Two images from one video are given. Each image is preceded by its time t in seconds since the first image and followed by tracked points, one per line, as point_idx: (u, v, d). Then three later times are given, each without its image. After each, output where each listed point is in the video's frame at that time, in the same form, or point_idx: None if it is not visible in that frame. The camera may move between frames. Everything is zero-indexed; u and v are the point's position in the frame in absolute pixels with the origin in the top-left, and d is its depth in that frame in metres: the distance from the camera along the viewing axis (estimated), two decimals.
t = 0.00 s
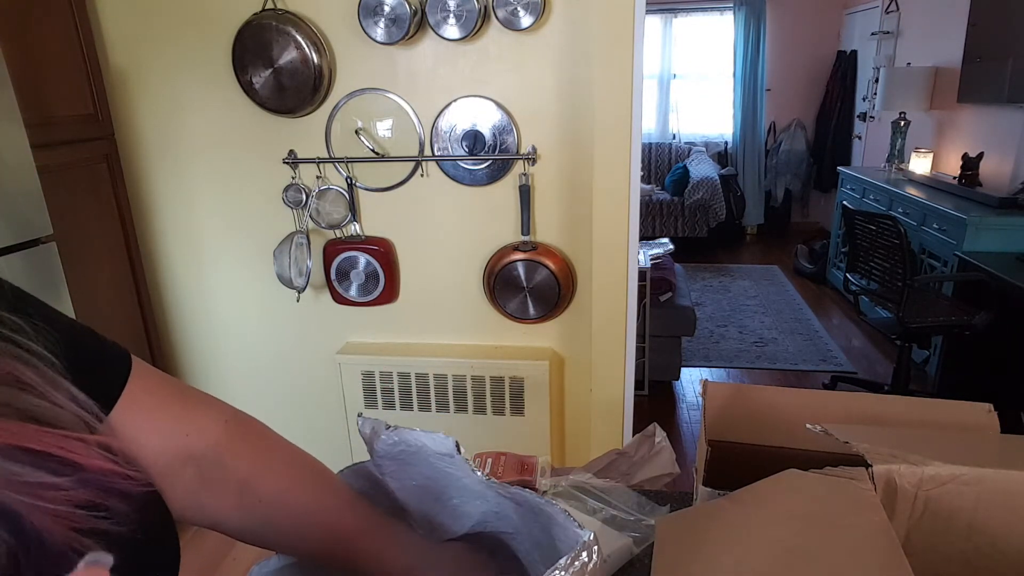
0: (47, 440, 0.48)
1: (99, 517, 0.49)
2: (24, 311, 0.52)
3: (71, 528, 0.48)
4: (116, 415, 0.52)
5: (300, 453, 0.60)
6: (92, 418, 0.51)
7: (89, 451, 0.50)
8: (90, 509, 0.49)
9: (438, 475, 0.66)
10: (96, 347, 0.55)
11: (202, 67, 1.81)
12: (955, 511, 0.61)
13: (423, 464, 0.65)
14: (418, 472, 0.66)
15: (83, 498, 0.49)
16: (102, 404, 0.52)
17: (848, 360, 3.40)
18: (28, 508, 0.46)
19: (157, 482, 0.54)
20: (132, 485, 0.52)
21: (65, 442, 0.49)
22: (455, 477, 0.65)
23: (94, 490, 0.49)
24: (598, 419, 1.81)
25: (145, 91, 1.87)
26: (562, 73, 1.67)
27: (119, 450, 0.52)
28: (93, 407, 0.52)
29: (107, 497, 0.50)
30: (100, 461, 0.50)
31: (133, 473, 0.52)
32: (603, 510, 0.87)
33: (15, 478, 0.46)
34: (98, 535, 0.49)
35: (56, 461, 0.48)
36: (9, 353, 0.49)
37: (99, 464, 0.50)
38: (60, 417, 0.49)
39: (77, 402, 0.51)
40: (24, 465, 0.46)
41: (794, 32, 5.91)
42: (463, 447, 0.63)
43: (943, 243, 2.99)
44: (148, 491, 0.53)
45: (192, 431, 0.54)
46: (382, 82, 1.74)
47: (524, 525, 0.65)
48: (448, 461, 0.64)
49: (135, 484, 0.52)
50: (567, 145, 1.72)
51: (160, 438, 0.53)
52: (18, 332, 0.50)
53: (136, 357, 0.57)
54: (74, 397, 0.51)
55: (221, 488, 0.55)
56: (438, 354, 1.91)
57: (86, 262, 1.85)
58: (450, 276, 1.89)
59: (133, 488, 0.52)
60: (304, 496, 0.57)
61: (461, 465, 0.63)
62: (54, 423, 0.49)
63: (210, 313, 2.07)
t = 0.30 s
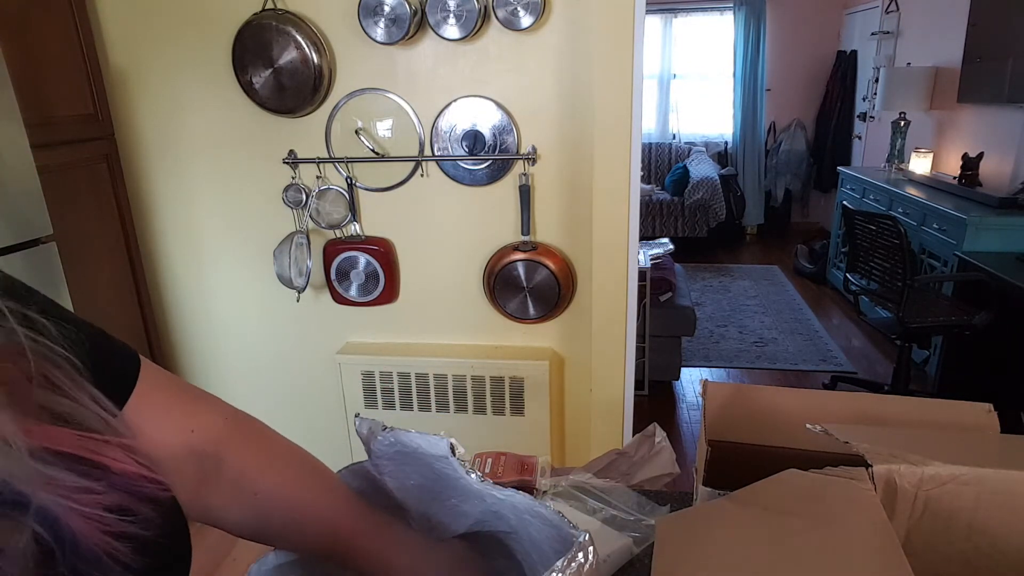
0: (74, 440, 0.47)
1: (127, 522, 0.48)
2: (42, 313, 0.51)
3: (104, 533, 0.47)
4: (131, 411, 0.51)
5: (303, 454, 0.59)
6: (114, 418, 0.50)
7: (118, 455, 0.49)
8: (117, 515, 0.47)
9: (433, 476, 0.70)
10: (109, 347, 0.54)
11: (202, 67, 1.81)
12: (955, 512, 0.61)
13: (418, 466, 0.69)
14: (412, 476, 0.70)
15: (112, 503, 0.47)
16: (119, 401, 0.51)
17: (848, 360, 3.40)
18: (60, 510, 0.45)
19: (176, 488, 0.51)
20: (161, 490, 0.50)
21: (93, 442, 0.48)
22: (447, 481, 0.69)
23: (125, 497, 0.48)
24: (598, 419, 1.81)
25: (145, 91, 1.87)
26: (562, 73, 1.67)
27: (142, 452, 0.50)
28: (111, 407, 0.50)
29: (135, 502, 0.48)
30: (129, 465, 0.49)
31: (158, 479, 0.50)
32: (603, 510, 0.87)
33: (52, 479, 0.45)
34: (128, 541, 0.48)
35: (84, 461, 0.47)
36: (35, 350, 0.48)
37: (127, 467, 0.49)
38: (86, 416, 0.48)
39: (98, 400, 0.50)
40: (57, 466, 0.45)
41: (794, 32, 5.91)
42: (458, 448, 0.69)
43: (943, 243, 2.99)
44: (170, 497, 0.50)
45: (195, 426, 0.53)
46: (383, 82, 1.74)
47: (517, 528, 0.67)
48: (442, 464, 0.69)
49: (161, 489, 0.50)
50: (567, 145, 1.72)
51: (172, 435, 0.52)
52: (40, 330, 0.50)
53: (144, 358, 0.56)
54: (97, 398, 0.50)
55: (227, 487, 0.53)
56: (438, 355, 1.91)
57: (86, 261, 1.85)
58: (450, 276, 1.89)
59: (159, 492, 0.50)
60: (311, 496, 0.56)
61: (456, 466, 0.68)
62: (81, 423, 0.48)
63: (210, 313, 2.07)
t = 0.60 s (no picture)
0: (100, 442, 0.55)
1: (143, 522, 0.55)
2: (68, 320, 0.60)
3: (121, 531, 0.54)
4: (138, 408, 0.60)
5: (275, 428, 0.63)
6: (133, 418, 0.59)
7: (135, 454, 0.56)
8: (130, 514, 0.54)
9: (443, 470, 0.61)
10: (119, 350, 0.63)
11: (202, 67, 1.81)
12: (955, 512, 0.61)
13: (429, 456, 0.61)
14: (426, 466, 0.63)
15: (127, 502, 0.54)
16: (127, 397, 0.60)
17: (848, 360, 3.40)
18: (83, 510, 0.52)
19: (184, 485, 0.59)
20: (173, 491, 0.57)
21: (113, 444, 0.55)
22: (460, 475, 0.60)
23: (139, 497, 0.55)
24: (598, 419, 1.81)
25: (145, 91, 1.87)
26: (562, 73, 1.67)
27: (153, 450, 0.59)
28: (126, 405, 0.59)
29: (149, 502, 0.55)
30: (141, 464, 0.56)
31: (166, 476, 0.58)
32: (603, 510, 0.87)
33: (75, 480, 0.52)
34: (143, 538, 0.55)
35: (103, 464, 0.54)
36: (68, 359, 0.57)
37: (141, 468, 0.56)
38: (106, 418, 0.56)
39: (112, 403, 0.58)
40: (82, 468, 0.52)
41: (794, 32, 5.91)
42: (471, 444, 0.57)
43: (943, 243, 2.99)
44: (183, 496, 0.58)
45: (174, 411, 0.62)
46: (383, 82, 1.74)
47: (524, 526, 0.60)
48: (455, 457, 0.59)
49: (173, 489, 0.57)
50: (567, 145, 1.72)
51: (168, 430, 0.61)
52: (68, 340, 0.59)
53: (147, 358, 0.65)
54: (116, 399, 0.59)
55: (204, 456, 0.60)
56: (438, 354, 1.91)
57: (87, 263, 1.82)
58: (451, 276, 1.89)
59: (172, 491, 0.57)
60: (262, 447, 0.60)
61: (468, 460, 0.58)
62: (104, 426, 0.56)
63: (210, 313, 2.07)
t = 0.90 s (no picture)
0: (104, 434, 0.65)
1: (140, 500, 0.64)
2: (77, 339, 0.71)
3: (118, 508, 0.62)
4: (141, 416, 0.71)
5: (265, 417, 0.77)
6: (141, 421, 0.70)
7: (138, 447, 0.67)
8: (132, 493, 0.64)
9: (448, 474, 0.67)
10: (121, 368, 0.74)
11: (202, 67, 1.81)
12: (955, 512, 0.61)
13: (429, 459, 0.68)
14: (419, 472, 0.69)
15: (125, 483, 0.64)
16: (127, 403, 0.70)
17: (848, 360, 3.40)
18: (83, 489, 0.60)
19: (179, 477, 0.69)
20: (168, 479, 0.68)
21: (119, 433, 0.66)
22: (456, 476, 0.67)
23: (135, 480, 0.65)
24: (598, 419, 1.81)
25: (145, 92, 1.87)
26: (562, 74, 1.67)
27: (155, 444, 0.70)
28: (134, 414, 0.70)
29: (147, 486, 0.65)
30: (140, 454, 0.67)
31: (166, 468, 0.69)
32: (603, 510, 0.87)
33: (77, 462, 0.61)
34: (141, 516, 0.63)
35: (109, 452, 0.64)
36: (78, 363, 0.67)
37: (141, 457, 0.67)
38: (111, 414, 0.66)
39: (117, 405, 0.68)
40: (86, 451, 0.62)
41: (794, 31, 5.91)
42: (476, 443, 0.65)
43: (943, 243, 2.99)
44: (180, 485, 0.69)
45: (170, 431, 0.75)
46: (383, 82, 1.74)
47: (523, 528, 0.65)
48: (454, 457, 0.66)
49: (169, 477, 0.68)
50: (567, 145, 1.72)
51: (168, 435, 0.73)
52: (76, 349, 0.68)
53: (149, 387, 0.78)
54: (121, 400, 0.70)
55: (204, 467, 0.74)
56: (438, 354, 1.91)
57: (87, 263, 1.81)
58: (451, 276, 1.89)
59: (169, 480, 0.68)
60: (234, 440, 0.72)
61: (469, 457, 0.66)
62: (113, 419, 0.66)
63: (210, 313, 2.07)
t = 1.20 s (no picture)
0: (88, 425, 0.58)
1: (129, 487, 0.54)
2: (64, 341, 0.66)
3: (110, 496, 0.52)
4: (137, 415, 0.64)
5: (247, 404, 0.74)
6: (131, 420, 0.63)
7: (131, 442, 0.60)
8: (126, 482, 0.54)
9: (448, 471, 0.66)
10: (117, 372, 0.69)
11: (202, 68, 1.81)
12: (954, 512, 0.61)
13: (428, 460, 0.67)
14: (420, 472, 0.67)
15: (113, 472, 0.55)
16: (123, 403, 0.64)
17: (848, 360, 3.40)
18: (71, 476, 0.52)
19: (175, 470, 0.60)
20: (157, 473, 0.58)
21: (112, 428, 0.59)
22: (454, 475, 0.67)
23: (126, 470, 0.56)
24: (598, 419, 1.81)
25: (145, 91, 1.87)
26: (562, 73, 1.67)
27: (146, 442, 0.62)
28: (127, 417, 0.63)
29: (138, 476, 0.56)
30: (126, 446, 0.58)
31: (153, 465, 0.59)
32: (603, 510, 0.86)
33: (67, 451, 0.54)
34: (133, 505, 0.53)
35: (92, 441, 0.56)
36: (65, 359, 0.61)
37: (130, 452, 0.58)
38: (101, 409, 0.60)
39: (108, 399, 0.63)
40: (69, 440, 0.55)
41: (794, 32, 5.91)
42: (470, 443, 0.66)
43: (943, 243, 2.99)
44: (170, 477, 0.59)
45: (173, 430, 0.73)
46: (383, 82, 1.74)
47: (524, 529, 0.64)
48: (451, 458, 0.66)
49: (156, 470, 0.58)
50: (567, 145, 1.72)
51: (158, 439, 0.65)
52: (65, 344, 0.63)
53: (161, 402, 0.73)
54: (109, 398, 0.63)
55: (184, 455, 0.69)
56: (438, 354, 1.91)
57: (87, 262, 1.81)
58: (450, 276, 1.89)
59: (159, 473, 0.58)
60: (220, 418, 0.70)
61: (466, 460, 0.66)
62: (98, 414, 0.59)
63: (210, 314, 2.07)
